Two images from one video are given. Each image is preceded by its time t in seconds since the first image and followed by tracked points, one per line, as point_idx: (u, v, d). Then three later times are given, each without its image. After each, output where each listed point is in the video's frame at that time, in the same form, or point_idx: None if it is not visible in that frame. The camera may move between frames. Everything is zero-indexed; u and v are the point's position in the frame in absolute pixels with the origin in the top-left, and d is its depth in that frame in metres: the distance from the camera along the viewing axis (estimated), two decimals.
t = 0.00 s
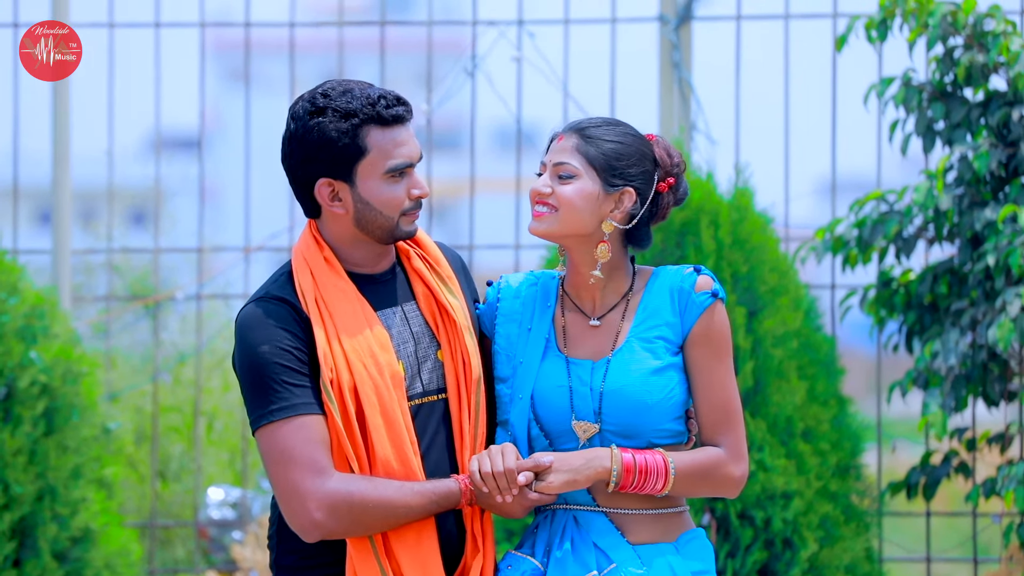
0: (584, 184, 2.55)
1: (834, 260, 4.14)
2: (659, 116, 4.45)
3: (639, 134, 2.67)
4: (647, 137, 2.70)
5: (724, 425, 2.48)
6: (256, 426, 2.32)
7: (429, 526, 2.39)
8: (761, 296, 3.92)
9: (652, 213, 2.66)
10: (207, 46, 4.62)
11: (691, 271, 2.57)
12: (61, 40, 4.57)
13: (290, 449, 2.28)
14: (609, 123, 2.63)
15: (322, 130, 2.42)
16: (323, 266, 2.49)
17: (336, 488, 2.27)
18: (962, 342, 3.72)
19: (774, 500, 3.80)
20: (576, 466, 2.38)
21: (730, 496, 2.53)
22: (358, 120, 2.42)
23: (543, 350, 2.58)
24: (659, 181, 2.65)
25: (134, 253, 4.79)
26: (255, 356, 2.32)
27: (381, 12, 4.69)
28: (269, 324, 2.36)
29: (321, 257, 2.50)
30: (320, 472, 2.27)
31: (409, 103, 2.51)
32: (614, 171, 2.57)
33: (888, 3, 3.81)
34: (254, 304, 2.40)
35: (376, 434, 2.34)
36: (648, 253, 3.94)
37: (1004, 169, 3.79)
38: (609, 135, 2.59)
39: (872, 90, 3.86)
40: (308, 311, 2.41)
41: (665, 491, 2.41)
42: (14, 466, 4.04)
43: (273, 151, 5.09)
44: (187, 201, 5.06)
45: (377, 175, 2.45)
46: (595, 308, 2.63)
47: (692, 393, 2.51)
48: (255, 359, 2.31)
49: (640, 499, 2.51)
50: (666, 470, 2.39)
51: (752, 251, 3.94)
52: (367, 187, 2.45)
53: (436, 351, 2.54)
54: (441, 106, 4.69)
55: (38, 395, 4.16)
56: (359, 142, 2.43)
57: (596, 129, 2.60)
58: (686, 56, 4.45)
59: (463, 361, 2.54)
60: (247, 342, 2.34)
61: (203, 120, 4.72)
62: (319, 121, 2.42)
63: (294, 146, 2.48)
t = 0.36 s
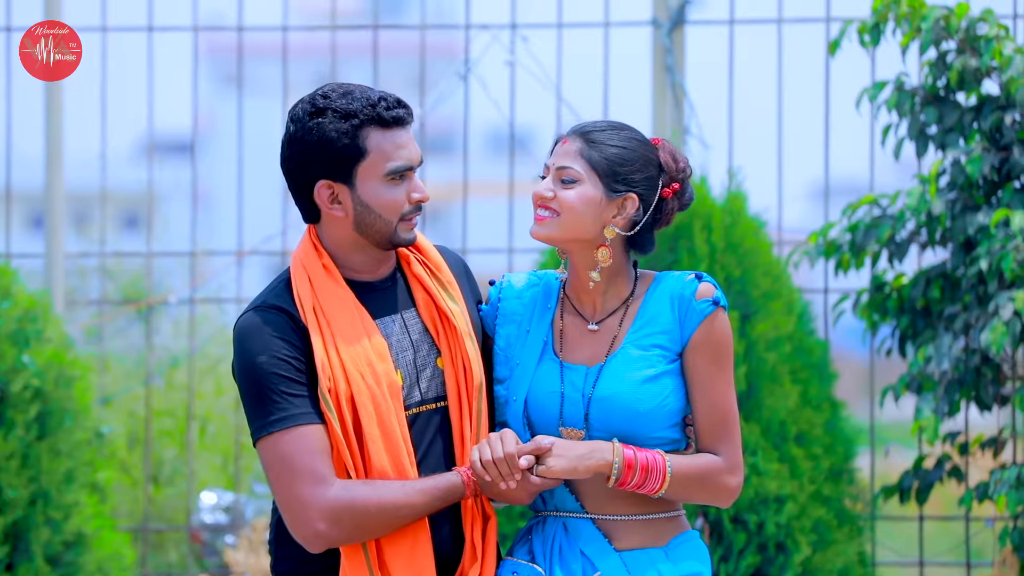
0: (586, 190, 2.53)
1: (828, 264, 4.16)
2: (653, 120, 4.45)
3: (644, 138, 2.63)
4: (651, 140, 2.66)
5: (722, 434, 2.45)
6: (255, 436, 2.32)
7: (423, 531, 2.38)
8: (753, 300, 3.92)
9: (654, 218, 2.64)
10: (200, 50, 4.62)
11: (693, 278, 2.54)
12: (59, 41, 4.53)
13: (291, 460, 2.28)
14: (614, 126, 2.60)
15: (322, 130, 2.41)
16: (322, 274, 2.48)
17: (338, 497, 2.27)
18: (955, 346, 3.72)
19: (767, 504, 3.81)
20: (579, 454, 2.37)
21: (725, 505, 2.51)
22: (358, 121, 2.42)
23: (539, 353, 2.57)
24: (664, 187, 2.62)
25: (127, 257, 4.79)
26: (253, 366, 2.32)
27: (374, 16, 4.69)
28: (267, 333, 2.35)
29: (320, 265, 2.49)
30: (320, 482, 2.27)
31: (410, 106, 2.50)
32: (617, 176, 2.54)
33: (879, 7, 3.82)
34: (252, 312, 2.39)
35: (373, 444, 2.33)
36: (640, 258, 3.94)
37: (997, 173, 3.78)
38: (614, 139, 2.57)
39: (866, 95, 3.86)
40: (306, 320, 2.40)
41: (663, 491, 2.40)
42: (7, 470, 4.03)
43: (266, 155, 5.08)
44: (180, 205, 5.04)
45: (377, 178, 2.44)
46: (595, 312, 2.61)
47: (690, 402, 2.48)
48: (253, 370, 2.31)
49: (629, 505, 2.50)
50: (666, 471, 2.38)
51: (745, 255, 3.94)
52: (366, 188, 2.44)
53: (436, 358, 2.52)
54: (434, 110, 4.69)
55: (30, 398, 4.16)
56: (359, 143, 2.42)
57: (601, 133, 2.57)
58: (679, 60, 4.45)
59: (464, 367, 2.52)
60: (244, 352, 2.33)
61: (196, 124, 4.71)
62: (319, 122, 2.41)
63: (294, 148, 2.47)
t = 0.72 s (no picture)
0: (592, 199, 2.52)
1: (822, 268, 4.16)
2: (648, 124, 4.45)
3: (651, 147, 2.62)
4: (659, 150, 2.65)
5: (726, 446, 2.43)
6: (254, 441, 2.33)
7: (420, 536, 2.37)
8: (748, 303, 3.92)
9: (661, 228, 2.63)
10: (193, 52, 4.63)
11: (699, 287, 2.53)
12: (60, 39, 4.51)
13: (289, 465, 2.28)
14: (621, 134, 2.60)
15: (327, 141, 2.41)
16: (324, 282, 2.47)
17: (335, 500, 2.26)
18: (950, 348, 3.72)
19: (762, 507, 3.80)
20: (581, 460, 2.36)
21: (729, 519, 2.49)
22: (363, 131, 2.41)
23: (543, 360, 2.57)
24: (671, 197, 2.61)
25: (121, 260, 4.79)
26: (250, 371, 2.33)
27: (369, 19, 4.68)
28: (266, 338, 2.36)
29: (322, 273, 2.49)
30: (318, 486, 2.27)
31: (415, 112, 2.50)
32: (623, 185, 2.53)
33: (874, 10, 3.81)
34: (251, 318, 2.39)
35: (369, 452, 2.32)
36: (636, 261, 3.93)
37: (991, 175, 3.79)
38: (620, 148, 2.56)
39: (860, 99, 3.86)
40: (305, 327, 2.40)
41: (667, 502, 2.39)
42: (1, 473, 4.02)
43: (260, 158, 5.07)
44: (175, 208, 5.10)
45: (384, 188, 2.43)
46: (600, 320, 2.62)
47: (695, 412, 2.47)
48: (251, 374, 2.32)
49: (629, 517, 2.49)
50: (675, 485, 2.37)
51: (740, 257, 3.93)
52: (373, 199, 2.44)
53: (438, 369, 2.50)
54: (429, 112, 4.68)
55: (25, 401, 4.14)
56: (365, 152, 2.41)
57: (607, 141, 2.56)
58: (673, 63, 4.45)
59: (466, 379, 2.49)
60: (243, 357, 2.34)
61: (191, 127, 4.70)
62: (324, 133, 2.41)
63: (299, 158, 2.47)
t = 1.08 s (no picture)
0: (602, 206, 2.51)
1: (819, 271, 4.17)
2: (644, 126, 4.45)
3: (664, 156, 2.63)
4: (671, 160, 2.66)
5: (733, 460, 2.42)
6: (252, 441, 2.32)
7: (419, 541, 2.36)
8: (744, 305, 3.92)
9: (673, 236, 2.62)
10: (188, 55, 4.64)
11: (711, 299, 2.52)
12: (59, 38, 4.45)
13: (284, 465, 2.28)
14: (632, 143, 2.60)
15: (343, 139, 2.42)
16: (331, 286, 2.48)
17: (330, 501, 2.25)
18: (946, 350, 3.72)
19: (758, 510, 3.81)
20: (580, 469, 2.36)
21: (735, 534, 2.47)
22: (379, 130, 2.42)
23: (553, 372, 2.57)
24: (682, 206, 2.61)
25: (117, 262, 4.79)
26: (250, 371, 2.33)
27: (365, 21, 4.68)
28: (267, 339, 2.36)
29: (330, 276, 2.50)
30: (313, 486, 2.26)
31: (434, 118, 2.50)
32: (634, 192, 2.53)
33: (870, 13, 3.82)
34: (255, 318, 2.40)
35: (368, 457, 2.32)
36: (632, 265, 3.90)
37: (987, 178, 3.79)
38: (632, 156, 2.57)
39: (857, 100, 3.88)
40: (309, 330, 2.41)
41: (668, 514, 2.38)
42: None
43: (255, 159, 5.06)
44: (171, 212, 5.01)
45: (398, 190, 2.43)
46: (610, 330, 2.62)
47: (704, 424, 2.46)
48: (251, 374, 2.32)
49: (643, 530, 2.48)
50: (675, 494, 2.37)
51: (736, 260, 3.93)
52: (386, 199, 2.43)
53: (443, 378, 2.49)
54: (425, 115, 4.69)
55: (21, 404, 4.13)
56: (381, 152, 2.42)
57: (619, 149, 2.57)
58: (669, 65, 4.46)
59: (470, 389, 2.48)
60: (244, 356, 2.35)
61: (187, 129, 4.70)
62: (341, 131, 2.42)
63: (316, 158, 2.48)
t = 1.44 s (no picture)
0: (613, 205, 2.53)
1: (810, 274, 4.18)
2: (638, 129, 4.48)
3: (681, 155, 2.59)
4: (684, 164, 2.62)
5: (743, 461, 2.42)
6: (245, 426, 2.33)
7: (415, 537, 2.40)
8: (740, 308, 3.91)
9: (681, 239, 2.59)
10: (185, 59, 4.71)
11: (726, 299, 2.50)
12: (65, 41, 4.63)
13: (276, 453, 2.29)
14: (646, 143, 2.59)
15: (367, 111, 2.44)
16: (344, 271, 2.50)
17: (319, 494, 2.28)
18: (943, 354, 3.79)
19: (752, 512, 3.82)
20: (582, 472, 2.38)
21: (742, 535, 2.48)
22: (406, 111, 2.45)
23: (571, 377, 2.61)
24: (695, 208, 2.58)
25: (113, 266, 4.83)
26: (248, 356, 2.32)
27: (360, 25, 4.79)
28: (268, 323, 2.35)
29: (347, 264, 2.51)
30: (303, 477, 2.28)
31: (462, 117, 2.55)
32: (642, 193, 2.52)
33: (867, 15, 3.82)
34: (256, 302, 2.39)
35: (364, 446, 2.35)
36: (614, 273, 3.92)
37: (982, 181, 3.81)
38: (644, 157, 2.55)
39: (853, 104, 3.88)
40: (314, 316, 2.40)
41: (674, 521, 2.40)
42: None
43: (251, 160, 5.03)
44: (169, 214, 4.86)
45: (418, 176, 2.46)
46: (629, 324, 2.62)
47: (717, 426, 2.45)
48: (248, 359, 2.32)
49: (654, 530, 2.48)
50: (678, 501, 2.38)
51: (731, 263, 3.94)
52: (406, 184, 2.47)
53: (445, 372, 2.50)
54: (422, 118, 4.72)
55: (18, 407, 4.15)
56: (407, 136, 2.45)
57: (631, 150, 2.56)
58: (666, 65, 4.48)
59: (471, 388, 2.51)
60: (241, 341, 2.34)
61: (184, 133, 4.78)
62: (366, 106, 2.44)
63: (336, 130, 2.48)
